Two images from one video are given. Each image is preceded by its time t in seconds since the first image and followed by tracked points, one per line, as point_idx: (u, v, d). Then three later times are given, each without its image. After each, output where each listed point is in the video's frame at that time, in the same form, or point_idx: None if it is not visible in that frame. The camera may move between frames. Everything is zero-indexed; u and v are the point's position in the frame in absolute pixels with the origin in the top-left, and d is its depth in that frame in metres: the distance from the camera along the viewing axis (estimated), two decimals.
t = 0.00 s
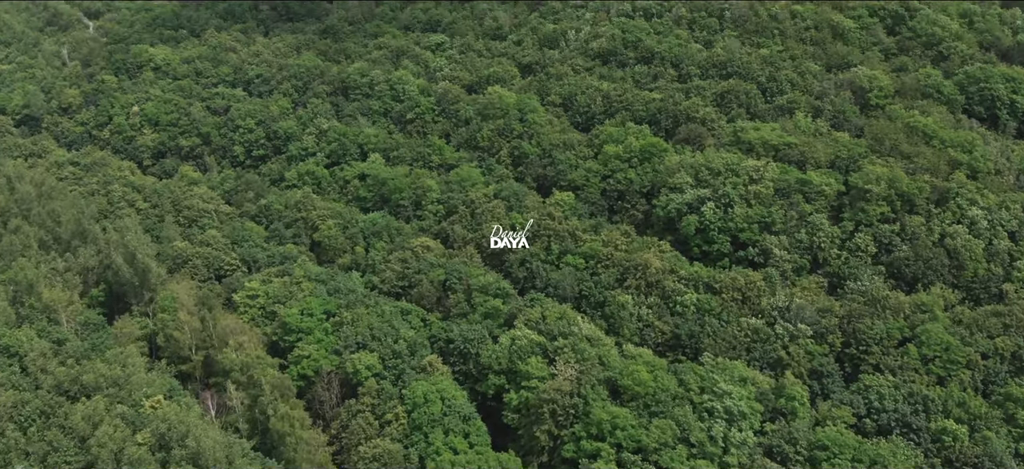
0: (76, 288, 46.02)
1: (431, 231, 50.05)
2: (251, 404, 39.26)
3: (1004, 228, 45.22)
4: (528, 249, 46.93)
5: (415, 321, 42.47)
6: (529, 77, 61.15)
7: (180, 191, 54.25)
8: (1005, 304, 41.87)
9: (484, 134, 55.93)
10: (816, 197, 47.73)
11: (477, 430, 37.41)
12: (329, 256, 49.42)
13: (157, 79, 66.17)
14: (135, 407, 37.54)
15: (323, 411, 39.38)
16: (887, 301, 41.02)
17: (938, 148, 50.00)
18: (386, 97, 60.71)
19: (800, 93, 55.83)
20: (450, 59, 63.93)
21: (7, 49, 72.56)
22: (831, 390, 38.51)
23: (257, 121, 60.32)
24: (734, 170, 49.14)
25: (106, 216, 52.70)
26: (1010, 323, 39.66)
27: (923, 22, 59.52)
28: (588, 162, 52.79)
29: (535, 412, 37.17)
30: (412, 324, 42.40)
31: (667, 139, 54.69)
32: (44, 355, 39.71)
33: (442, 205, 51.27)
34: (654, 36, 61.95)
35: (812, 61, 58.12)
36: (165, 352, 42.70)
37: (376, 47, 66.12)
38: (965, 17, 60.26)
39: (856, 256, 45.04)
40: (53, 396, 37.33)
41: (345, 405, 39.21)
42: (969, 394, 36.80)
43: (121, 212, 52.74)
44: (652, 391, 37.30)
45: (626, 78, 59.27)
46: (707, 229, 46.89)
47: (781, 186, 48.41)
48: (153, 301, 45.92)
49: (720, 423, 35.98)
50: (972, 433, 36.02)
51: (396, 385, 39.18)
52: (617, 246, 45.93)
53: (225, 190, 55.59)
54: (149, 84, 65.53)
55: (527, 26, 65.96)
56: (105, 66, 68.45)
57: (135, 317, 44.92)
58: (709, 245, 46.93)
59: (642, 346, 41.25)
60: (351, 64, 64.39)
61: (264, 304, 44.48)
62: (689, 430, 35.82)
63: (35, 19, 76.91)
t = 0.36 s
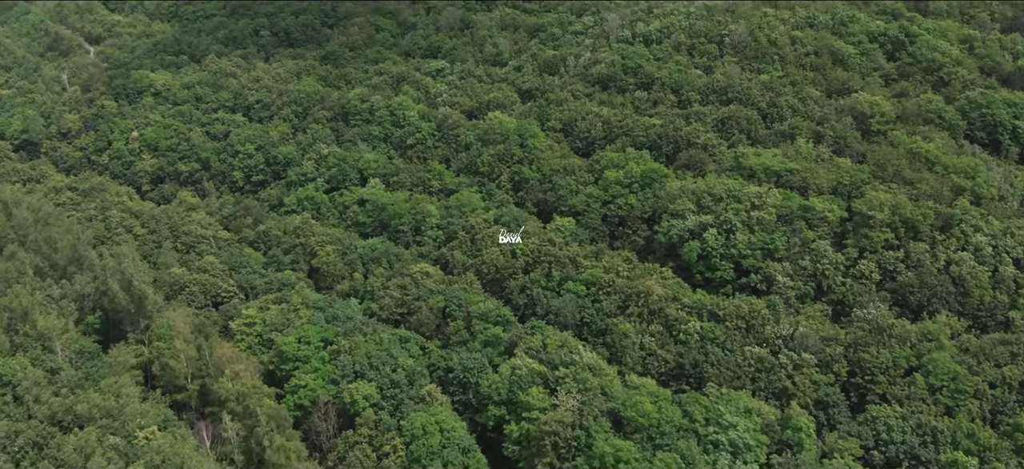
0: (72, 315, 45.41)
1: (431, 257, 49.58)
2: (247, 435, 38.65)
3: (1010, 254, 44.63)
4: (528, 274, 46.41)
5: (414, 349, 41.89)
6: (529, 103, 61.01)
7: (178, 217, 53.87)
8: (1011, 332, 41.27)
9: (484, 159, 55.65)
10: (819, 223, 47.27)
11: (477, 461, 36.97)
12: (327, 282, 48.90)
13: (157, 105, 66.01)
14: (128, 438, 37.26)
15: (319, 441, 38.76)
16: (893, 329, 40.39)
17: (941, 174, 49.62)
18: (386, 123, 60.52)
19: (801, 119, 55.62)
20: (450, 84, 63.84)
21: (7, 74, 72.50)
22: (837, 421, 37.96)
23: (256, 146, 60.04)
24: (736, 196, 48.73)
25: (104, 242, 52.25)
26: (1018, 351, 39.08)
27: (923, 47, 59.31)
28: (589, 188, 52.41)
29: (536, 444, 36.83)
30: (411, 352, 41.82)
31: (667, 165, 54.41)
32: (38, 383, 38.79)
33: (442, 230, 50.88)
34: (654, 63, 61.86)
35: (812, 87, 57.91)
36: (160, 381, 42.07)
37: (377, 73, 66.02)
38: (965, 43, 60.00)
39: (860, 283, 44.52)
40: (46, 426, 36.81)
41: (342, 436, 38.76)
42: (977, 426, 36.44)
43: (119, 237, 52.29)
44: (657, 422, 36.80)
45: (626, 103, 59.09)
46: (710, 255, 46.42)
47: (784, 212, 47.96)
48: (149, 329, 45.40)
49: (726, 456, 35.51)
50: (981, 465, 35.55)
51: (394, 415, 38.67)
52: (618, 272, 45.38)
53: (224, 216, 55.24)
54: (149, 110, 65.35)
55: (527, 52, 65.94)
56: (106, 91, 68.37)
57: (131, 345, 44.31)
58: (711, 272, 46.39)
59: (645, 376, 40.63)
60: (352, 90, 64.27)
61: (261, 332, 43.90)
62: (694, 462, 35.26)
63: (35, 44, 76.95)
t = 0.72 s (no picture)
0: (67, 343, 44.61)
1: (430, 284, 49.03)
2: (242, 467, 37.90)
3: (1016, 281, 44.16)
4: (528, 301, 45.88)
5: (412, 378, 41.33)
6: (529, 128, 60.79)
7: (176, 243, 53.37)
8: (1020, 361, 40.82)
9: (484, 184, 55.29)
10: (823, 249, 46.75)
11: None
12: (325, 308, 48.32)
13: (157, 130, 65.76)
14: None
15: None
16: (899, 358, 39.76)
17: (945, 200, 49.21)
18: (386, 148, 60.24)
19: (802, 145, 55.35)
20: (450, 110, 63.67)
21: (7, 99, 72.38)
22: (844, 452, 37.31)
23: (256, 172, 59.63)
24: (738, 223, 48.30)
25: (101, 268, 51.71)
26: None
27: (924, 73, 59.12)
28: (590, 213, 51.99)
29: None
30: (410, 381, 41.21)
31: (668, 191, 54.05)
32: (31, 413, 38.11)
33: (442, 255, 50.39)
34: (654, 88, 61.74)
35: (813, 112, 57.70)
36: (155, 410, 41.26)
37: (377, 98, 65.85)
38: (966, 69, 59.74)
39: (865, 310, 43.95)
40: (39, 456, 36.56)
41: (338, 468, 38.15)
42: (987, 457, 35.98)
43: (116, 263, 51.77)
44: (660, 454, 36.23)
45: (626, 129, 58.85)
46: (712, 282, 45.89)
47: (787, 239, 47.47)
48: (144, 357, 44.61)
49: None
50: None
51: (393, 446, 38.20)
52: (620, 299, 44.78)
53: (222, 241, 54.81)
54: (149, 135, 65.09)
55: (527, 78, 65.86)
56: (106, 117, 68.19)
57: (126, 373, 43.59)
58: (714, 299, 45.80)
59: (648, 406, 40.00)
60: (352, 116, 64.09)
61: (257, 360, 43.23)
62: None
63: (36, 69, 76.94)
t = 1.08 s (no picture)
0: (62, 368, 43.83)
1: (429, 308, 48.49)
2: None
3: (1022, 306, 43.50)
4: (529, 327, 45.31)
5: (411, 405, 40.79)
6: (529, 151, 60.53)
7: (174, 267, 52.89)
8: None
9: (484, 206, 54.94)
10: (826, 273, 46.24)
11: None
12: (324, 333, 47.78)
13: (157, 152, 65.54)
14: None
15: None
16: (905, 384, 39.17)
17: (949, 224, 48.74)
18: (386, 171, 59.96)
19: (804, 168, 55.04)
20: (450, 133, 63.49)
21: (7, 121, 72.36)
22: None
23: (255, 195, 59.20)
24: (740, 246, 47.97)
25: (97, 292, 51.21)
26: None
27: (924, 96, 58.90)
28: (591, 236, 51.60)
29: None
30: (409, 409, 40.64)
31: (670, 214, 53.67)
32: (25, 441, 37.65)
33: (441, 279, 49.92)
34: (654, 112, 61.56)
35: (814, 135, 57.48)
36: (151, 437, 40.36)
37: (377, 121, 65.67)
38: (966, 91, 59.37)
39: (871, 335, 43.32)
40: None
41: None
42: None
43: (113, 287, 51.28)
44: None
45: (627, 152, 58.55)
46: (715, 307, 45.33)
47: (790, 263, 47.01)
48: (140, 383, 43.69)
49: None
50: None
51: None
52: (622, 324, 44.27)
53: (220, 265, 54.44)
54: (148, 158, 64.85)
55: (527, 101, 65.76)
56: (105, 140, 67.97)
57: (121, 400, 42.80)
58: (718, 324, 45.21)
59: (651, 434, 39.27)
60: (352, 139, 63.89)
61: (254, 385, 42.59)
62: None
63: (37, 92, 77.06)
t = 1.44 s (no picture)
0: (55, 397, 42.72)
1: (429, 336, 47.84)
2: None
3: None
4: (530, 355, 44.56)
5: (409, 436, 39.99)
6: (529, 177, 60.14)
7: (171, 294, 52.27)
8: None
9: (484, 231, 54.50)
10: (831, 301, 45.65)
11: None
12: (321, 362, 47.00)
13: (156, 177, 65.19)
14: None
15: None
16: (911, 414, 38.68)
17: (953, 250, 48.27)
18: (386, 196, 59.57)
19: (805, 194, 54.64)
20: (450, 159, 63.20)
21: (6, 146, 72.17)
22: None
23: (254, 220, 58.57)
24: (743, 273, 47.32)
25: (92, 319, 50.51)
26: None
27: (925, 122, 58.63)
28: (592, 262, 51.19)
29: None
30: (406, 440, 39.80)
31: (671, 240, 53.16)
32: None
33: (441, 306, 49.31)
34: (654, 138, 61.34)
35: (815, 161, 57.17)
36: None
37: (376, 146, 65.37)
38: (968, 117, 58.91)
39: (876, 364, 42.52)
40: None
41: None
42: None
43: (108, 313, 50.52)
44: None
45: (627, 178, 58.16)
46: (718, 335, 44.52)
47: (794, 290, 46.46)
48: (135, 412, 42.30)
49: None
50: None
51: None
52: (625, 353, 43.70)
53: (216, 291, 53.89)
54: (147, 183, 64.47)
55: (527, 127, 65.59)
56: (104, 165, 67.64)
57: (114, 429, 41.21)
58: (721, 352, 44.46)
59: (655, 466, 38.27)
60: (351, 164, 63.59)
61: (250, 415, 41.69)
62: None
63: (37, 117, 77.00)
